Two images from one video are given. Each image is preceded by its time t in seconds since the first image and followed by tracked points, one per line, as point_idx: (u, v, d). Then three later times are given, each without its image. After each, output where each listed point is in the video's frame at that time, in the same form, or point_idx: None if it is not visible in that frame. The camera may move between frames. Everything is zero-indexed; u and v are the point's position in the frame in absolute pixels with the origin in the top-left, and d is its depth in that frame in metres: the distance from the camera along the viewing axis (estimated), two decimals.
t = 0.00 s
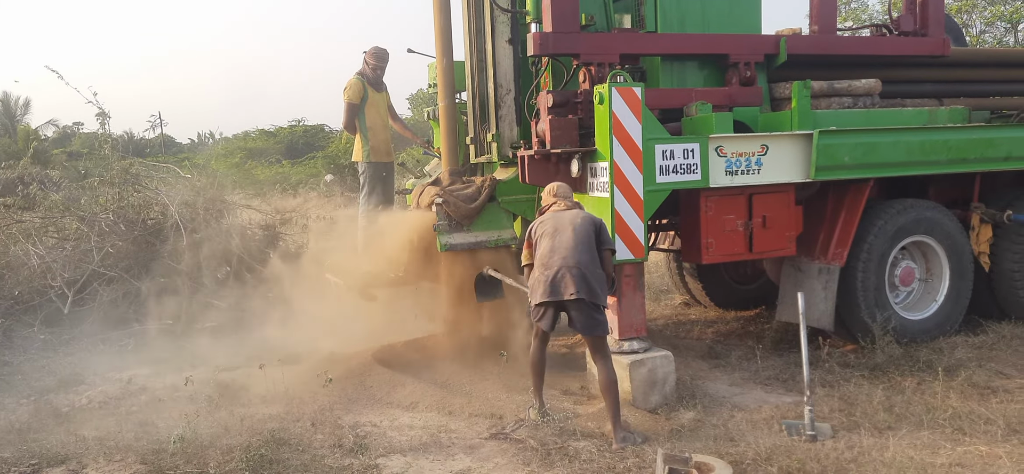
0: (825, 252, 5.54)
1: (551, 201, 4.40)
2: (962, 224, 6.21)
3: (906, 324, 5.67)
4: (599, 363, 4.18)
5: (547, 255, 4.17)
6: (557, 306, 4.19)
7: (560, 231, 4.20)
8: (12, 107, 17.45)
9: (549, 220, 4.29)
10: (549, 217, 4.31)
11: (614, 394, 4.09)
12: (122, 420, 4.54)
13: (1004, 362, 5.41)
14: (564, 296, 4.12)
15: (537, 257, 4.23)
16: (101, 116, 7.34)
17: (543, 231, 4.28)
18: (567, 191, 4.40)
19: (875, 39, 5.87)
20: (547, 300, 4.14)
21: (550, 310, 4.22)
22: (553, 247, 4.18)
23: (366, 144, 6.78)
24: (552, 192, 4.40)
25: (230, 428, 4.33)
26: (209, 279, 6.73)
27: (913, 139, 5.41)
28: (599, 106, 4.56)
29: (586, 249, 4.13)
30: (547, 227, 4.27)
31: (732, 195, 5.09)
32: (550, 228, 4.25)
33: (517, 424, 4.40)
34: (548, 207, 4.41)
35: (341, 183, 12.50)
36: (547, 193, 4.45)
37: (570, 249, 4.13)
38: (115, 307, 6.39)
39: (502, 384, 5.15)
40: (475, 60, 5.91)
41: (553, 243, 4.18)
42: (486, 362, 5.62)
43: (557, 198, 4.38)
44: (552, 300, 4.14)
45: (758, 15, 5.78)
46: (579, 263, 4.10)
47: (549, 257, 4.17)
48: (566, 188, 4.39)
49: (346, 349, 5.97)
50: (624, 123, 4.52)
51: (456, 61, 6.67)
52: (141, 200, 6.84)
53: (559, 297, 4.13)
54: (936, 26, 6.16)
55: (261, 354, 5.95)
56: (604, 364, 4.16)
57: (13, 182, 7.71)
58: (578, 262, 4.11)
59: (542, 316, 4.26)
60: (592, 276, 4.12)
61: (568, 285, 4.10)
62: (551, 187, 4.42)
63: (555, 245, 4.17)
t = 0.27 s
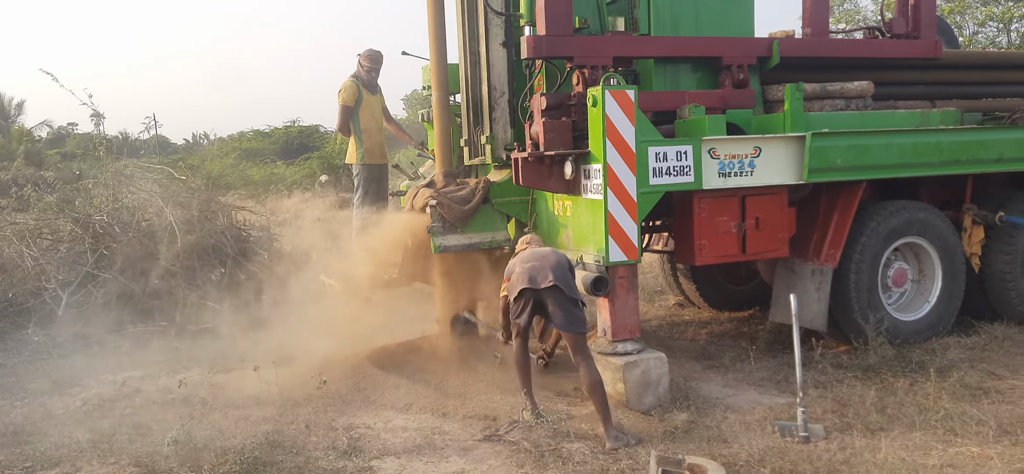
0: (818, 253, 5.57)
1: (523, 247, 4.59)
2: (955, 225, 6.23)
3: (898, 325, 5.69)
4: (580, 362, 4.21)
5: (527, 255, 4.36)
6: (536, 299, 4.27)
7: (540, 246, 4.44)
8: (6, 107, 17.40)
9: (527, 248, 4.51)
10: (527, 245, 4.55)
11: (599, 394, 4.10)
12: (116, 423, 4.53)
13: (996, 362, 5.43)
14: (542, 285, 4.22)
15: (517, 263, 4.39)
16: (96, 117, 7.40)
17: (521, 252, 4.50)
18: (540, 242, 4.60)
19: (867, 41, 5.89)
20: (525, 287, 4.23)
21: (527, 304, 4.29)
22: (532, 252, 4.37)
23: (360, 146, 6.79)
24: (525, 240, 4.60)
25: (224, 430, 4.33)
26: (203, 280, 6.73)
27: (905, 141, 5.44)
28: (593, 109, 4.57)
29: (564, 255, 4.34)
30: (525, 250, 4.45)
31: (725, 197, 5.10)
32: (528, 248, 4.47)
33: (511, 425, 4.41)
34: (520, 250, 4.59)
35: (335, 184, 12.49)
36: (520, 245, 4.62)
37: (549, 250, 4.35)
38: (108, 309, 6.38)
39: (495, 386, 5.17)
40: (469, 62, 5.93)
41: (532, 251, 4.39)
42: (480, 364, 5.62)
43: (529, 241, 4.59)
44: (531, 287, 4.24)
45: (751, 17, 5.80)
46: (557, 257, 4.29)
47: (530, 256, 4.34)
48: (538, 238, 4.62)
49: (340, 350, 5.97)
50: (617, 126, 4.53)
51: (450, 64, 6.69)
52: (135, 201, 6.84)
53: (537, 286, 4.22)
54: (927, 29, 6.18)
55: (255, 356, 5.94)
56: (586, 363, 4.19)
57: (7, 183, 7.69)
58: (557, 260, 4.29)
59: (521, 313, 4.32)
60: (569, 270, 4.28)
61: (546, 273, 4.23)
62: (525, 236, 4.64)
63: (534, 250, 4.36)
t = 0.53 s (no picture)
0: (815, 254, 5.57)
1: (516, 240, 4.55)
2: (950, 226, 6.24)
3: (895, 325, 5.70)
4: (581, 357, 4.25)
5: (525, 251, 4.33)
6: (540, 296, 4.26)
7: (534, 240, 4.43)
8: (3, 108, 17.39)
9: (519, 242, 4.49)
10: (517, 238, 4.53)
11: (600, 388, 4.14)
12: (114, 426, 4.53)
13: (993, 362, 5.45)
14: (547, 282, 4.22)
15: (515, 258, 4.35)
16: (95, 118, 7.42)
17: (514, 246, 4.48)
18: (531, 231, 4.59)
19: (862, 42, 5.91)
20: (531, 285, 4.21)
21: (531, 302, 4.27)
22: (530, 248, 4.36)
23: (357, 148, 6.79)
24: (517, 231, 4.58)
25: (222, 433, 4.33)
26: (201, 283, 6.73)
27: (901, 142, 5.44)
28: (588, 111, 4.58)
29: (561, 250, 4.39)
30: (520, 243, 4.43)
31: (721, 198, 5.11)
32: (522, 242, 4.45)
33: (508, 427, 4.42)
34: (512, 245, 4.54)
35: (333, 186, 12.48)
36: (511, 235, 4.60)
37: (547, 246, 4.36)
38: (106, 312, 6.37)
39: (493, 388, 5.17)
40: (465, 64, 5.93)
41: (529, 246, 4.37)
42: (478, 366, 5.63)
43: (520, 235, 4.55)
44: (537, 284, 4.22)
45: (746, 18, 5.81)
46: (557, 254, 4.32)
47: (530, 251, 4.33)
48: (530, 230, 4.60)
49: (338, 352, 5.97)
50: (613, 127, 4.54)
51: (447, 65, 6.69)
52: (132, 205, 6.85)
53: (542, 283, 4.22)
54: (923, 30, 6.19)
55: (253, 358, 5.95)
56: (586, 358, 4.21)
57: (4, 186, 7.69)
58: (557, 256, 4.32)
59: (524, 310, 4.29)
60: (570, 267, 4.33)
61: (550, 270, 4.24)
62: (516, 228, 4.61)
63: (533, 245, 4.36)
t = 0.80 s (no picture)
0: (813, 255, 5.58)
1: (519, 242, 4.53)
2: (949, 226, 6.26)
3: (894, 327, 5.71)
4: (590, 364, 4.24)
5: (536, 257, 4.29)
6: (552, 303, 4.23)
7: (544, 244, 4.39)
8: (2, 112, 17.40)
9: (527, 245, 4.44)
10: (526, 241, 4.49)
11: (607, 395, 4.13)
12: (113, 431, 4.54)
13: (992, 363, 5.46)
14: (560, 289, 4.20)
15: (526, 263, 4.31)
16: (94, 121, 7.44)
17: (524, 250, 4.43)
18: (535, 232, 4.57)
19: (859, 44, 5.93)
20: (545, 292, 4.18)
21: (543, 309, 4.24)
22: (541, 253, 4.31)
23: (356, 151, 6.81)
24: (521, 233, 4.56)
25: (221, 437, 4.34)
26: (200, 286, 6.74)
27: (899, 143, 5.45)
28: (587, 113, 4.58)
29: (572, 256, 4.36)
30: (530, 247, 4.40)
31: (720, 200, 5.12)
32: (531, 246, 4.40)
33: (508, 430, 4.42)
34: (519, 247, 4.52)
35: (332, 188, 12.48)
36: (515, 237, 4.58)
37: (558, 252, 4.32)
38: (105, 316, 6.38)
39: (493, 391, 5.18)
40: (464, 67, 5.94)
41: (540, 251, 4.33)
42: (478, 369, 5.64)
43: (526, 238, 4.53)
44: (550, 291, 4.19)
45: (744, 20, 5.82)
46: (569, 261, 4.28)
47: (542, 257, 4.29)
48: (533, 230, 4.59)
49: (338, 355, 5.98)
50: (611, 130, 4.55)
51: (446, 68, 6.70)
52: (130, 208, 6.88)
53: (555, 290, 4.19)
54: (920, 31, 6.20)
55: (253, 361, 5.95)
56: (594, 365, 4.21)
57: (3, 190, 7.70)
58: (570, 263, 4.30)
59: (537, 317, 4.26)
60: (582, 273, 4.30)
61: (563, 278, 4.21)
62: (521, 230, 4.59)
63: (544, 251, 4.32)
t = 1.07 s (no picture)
0: (811, 256, 5.59)
1: (537, 233, 4.47)
2: (947, 227, 6.28)
3: (892, 327, 5.72)
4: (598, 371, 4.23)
5: (549, 264, 4.22)
6: (562, 313, 4.20)
7: (561, 245, 4.29)
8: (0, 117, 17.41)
9: (544, 242, 4.37)
10: (544, 237, 4.39)
11: (612, 401, 4.15)
12: (114, 435, 4.55)
13: (990, 363, 5.47)
14: (570, 301, 4.15)
15: (539, 269, 4.26)
16: (94, 125, 7.45)
17: (540, 246, 4.36)
18: (554, 222, 4.49)
19: (857, 46, 5.95)
20: (553, 304, 4.15)
21: (553, 318, 4.21)
22: (554, 259, 4.24)
23: (355, 155, 6.82)
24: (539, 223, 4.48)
25: (222, 441, 4.34)
26: (200, 290, 6.75)
27: (896, 144, 5.47)
28: (586, 116, 4.60)
29: (586, 262, 4.26)
30: (545, 246, 4.33)
31: (718, 201, 5.14)
32: (547, 246, 4.33)
33: (508, 433, 4.43)
34: (536, 240, 4.47)
35: (331, 191, 12.49)
36: (533, 226, 4.51)
37: (572, 259, 4.23)
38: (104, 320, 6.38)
39: (493, 393, 5.19)
40: (463, 70, 5.95)
41: (555, 255, 4.25)
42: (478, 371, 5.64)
43: (545, 231, 4.45)
44: (560, 303, 4.15)
45: (742, 22, 5.83)
46: (582, 270, 4.20)
47: (554, 265, 4.22)
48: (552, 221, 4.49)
49: (338, 358, 5.98)
50: (610, 132, 4.56)
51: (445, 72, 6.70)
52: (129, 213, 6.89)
53: (565, 302, 4.15)
54: (917, 33, 6.23)
55: (253, 365, 5.96)
56: (602, 373, 4.20)
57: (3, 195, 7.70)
58: (583, 271, 4.21)
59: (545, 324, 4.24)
60: (594, 283, 4.23)
61: (573, 289, 4.15)
62: (537, 220, 4.50)
63: (557, 257, 4.24)
